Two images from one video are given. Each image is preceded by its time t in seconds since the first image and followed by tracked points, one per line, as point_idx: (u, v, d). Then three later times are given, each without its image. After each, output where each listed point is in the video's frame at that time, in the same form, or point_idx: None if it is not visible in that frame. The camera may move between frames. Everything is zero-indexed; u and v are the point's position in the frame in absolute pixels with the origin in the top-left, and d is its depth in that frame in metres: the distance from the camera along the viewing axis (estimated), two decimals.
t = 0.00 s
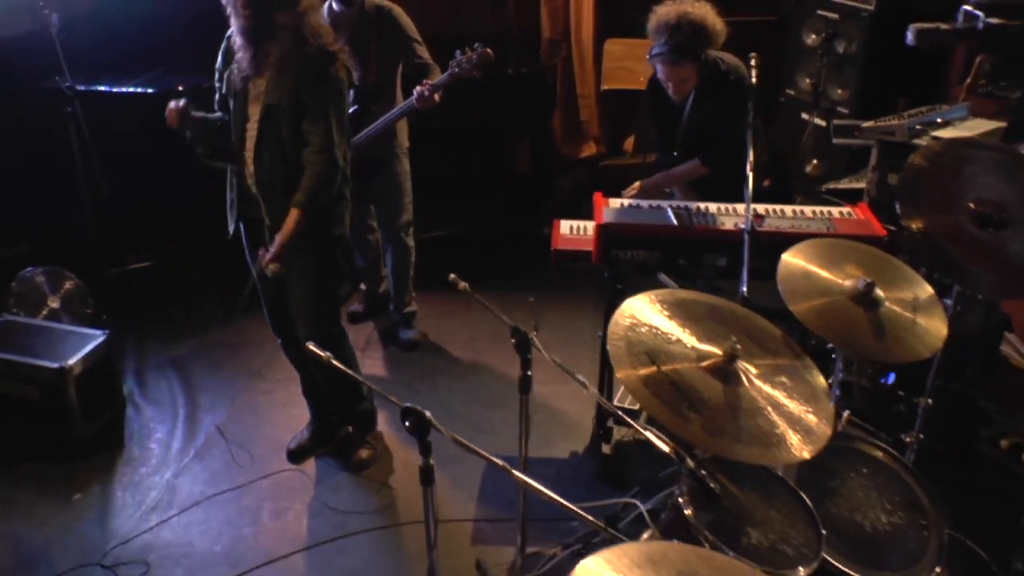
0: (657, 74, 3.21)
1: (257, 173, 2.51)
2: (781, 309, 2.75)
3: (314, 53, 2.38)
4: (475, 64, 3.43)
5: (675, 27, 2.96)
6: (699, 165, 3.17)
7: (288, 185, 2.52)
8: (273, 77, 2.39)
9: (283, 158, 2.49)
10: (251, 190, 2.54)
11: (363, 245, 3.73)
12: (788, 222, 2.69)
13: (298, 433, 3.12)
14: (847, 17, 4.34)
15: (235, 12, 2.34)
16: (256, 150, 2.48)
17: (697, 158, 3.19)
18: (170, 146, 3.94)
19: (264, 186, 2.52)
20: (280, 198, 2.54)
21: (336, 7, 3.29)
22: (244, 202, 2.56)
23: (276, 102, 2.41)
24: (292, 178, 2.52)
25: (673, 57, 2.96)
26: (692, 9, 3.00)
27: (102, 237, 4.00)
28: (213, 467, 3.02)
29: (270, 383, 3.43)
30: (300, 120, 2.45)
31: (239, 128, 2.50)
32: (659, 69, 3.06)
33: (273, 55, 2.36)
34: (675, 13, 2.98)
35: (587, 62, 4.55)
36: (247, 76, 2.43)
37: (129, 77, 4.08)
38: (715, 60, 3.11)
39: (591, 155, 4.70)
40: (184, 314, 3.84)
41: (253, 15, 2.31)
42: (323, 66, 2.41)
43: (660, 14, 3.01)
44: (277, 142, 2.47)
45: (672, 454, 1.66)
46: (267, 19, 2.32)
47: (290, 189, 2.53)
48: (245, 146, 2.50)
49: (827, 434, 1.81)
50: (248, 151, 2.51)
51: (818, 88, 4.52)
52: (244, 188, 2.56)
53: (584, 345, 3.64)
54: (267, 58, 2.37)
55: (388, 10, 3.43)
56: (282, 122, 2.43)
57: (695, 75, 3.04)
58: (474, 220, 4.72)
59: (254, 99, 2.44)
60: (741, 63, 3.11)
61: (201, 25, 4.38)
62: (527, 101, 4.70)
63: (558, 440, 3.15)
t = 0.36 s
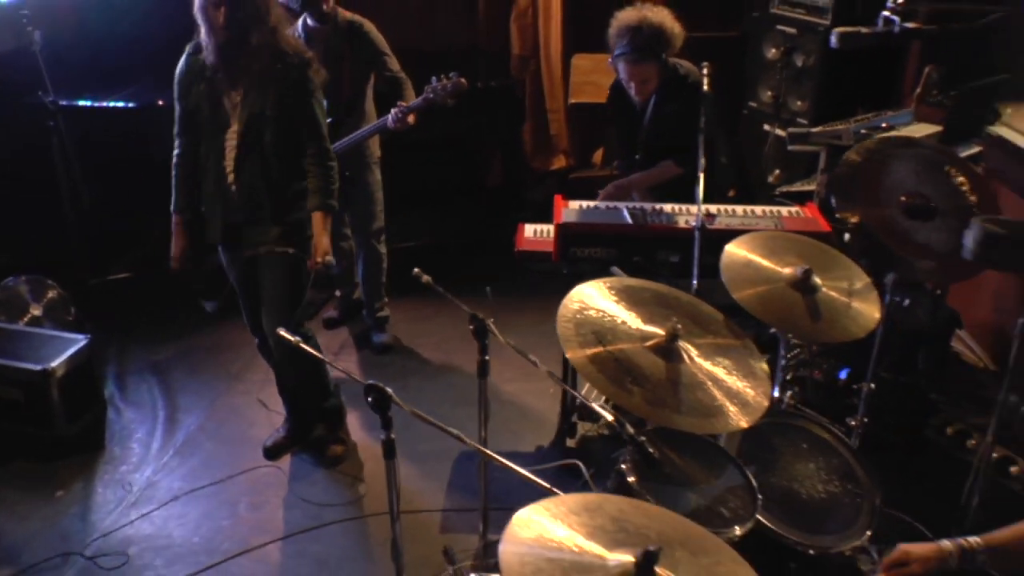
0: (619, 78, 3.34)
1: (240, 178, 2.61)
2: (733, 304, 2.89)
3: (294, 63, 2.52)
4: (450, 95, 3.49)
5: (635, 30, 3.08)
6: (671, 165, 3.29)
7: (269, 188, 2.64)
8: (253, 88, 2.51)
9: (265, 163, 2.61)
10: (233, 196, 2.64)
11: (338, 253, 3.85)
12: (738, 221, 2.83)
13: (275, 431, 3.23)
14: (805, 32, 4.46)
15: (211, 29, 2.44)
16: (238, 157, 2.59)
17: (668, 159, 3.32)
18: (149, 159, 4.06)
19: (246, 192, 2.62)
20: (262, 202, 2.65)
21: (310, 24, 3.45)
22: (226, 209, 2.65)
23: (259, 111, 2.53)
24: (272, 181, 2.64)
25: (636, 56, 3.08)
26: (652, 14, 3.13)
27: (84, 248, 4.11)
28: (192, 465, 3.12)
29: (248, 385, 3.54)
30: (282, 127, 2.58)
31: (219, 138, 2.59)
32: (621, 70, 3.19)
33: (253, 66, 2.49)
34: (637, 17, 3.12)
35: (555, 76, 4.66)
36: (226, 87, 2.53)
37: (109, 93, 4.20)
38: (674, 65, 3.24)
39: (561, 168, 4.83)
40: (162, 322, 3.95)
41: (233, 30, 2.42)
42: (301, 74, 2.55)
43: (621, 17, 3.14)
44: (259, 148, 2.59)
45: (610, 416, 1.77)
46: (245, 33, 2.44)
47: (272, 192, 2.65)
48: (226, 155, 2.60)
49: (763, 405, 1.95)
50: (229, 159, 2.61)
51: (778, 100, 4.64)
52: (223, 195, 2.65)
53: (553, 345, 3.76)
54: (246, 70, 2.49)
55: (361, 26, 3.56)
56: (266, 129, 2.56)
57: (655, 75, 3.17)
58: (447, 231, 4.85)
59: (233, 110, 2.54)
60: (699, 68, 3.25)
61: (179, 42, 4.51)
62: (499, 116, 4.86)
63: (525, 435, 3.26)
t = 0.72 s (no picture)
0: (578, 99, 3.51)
1: (214, 195, 2.74)
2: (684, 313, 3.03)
3: (256, 81, 2.67)
4: (415, 118, 3.62)
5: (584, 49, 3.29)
6: (629, 182, 3.43)
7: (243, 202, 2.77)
8: (220, 108, 2.65)
9: (238, 177, 2.74)
10: (208, 212, 2.75)
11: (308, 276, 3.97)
12: (688, 233, 2.98)
13: (247, 444, 3.33)
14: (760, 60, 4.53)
15: (173, 56, 2.58)
16: (211, 176, 2.72)
17: (627, 176, 3.45)
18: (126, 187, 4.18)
19: (222, 208, 2.75)
20: (238, 216, 2.78)
21: (284, 50, 3.64)
22: (204, 227, 2.77)
23: (229, 129, 2.66)
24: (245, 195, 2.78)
25: (592, 70, 3.25)
26: (603, 36, 3.34)
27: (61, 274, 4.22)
28: (166, 478, 3.21)
29: (221, 402, 3.65)
30: (252, 142, 2.72)
31: (189, 160, 2.72)
32: (578, 88, 3.34)
33: (217, 87, 2.64)
34: (589, 38, 3.32)
35: (519, 106, 4.86)
36: (192, 112, 2.67)
37: (85, 121, 4.33)
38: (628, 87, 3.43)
39: (528, 195, 5.03)
40: (137, 343, 4.05)
41: (196, 55, 2.58)
42: (264, 90, 2.70)
43: (573, 40, 3.33)
44: (230, 164, 2.72)
45: (557, 407, 1.91)
46: (206, 56, 2.60)
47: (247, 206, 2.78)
48: (199, 176, 2.73)
49: (702, 394, 2.08)
50: (201, 179, 2.73)
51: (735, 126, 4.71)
52: (197, 215, 2.77)
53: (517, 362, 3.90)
54: (211, 92, 2.64)
55: (332, 55, 3.70)
56: (236, 145, 2.69)
57: (612, 91, 3.33)
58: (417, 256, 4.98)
59: (202, 131, 2.68)
60: (652, 88, 3.42)
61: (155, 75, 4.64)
62: (464, 138, 5.06)
63: (489, 445, 3.39)
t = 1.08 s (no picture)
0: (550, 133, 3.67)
1: (193, 222, 2.87)
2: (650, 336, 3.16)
3: (232, 110, 2.84)
4: (396, 154, 3.76)
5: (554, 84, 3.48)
6: (599, 212, 3.59)
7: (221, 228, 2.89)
8: (197, 137, 2.80)
9: (215, 204, 2.87)
10: (187, 239, 2.88)
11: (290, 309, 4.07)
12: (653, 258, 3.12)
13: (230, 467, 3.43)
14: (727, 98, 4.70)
15: (154, 90, 2.76)
16: (190, 203, 2.86)
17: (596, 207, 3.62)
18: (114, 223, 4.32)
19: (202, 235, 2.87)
20: (216, 241, 2.89)
21: (269, 91, 3.76)
22: (184, 254, 2.90)
23: (206, 157, 2.81)
24: (223, 223, 2.90)
25: (560, 103, 3.43)
26: (571, 72, 3.54)
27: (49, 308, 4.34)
28: (149, 500, 3.30)
29: (204, 429, 3.75)
30: (229, 169, 2.86)
31: (170, 189, 2.86)
32: (549, 120, 3.53)
33: (195, 119, 2.81)
34: (557, 74, 3.52)
35: (497, 144, 5.02)
36: (171, 143, 2.83)
37: (74, 160, 4.47)
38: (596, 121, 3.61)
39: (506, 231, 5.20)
40: (123, 374, 4.15)
41: (174, 88, 2.76)
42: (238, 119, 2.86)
43: (543, 76, 3.53)
44: (208, 192, 2.85)
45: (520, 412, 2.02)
46: (184, 88, 2.77)
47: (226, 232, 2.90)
48: (178, 205, 2.86)
49: (660, 400, 2.19)
50: (181, 209, 2.86)
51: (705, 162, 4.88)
52: (177, 243, 2.90)
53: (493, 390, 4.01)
54: (189, 123, 2.81)
55: (316, 94, 3.84)
56: (213, 172, 2.83)
57: (580, 123, 3.52)
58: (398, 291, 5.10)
59: (180, 160, 2.83)
60: (618, 121, 3.61)
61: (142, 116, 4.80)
62: (442, 175, 5.15)
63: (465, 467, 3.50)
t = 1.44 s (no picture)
0: (539, 166, 3.82)
1: (187, 250, 3.00)
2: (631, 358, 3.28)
3: (229, 142, 2.98)
4: (390, 185, 3.90)
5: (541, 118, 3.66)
6: (586, 242, 3.75)
7: (215, 256, 3.01)
8: (194, 168, 2.95)
9: (209, 233, 2.99)
10: (182, 266, 3.01)
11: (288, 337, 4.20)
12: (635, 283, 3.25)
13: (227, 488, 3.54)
14: (713, 135, 4.87)
15: (156, 121, 2.94)
16: (186, 231, 2.99)
17: (584, 237, 3.79)
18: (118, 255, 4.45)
19: (195, 262, 3.00)
20: (209, 269, 3.01)
21: (271, 125, 3.97)
22: (179, 280, 3.02)
23: (202, 186, 2.95)
24: (218, 251, 3.01)
25: (548, 136, 3.59)
26: (559, 108, 3.72)
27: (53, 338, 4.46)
28: (147, 520, 3.40)
29: (202, 452, 3.86)
30: (224, 199, 2.99)
31: (169, 217, 3.01)
32: (537, 153, 3.67)
33: (193, 150, 2.97)
34: (545, 109, 3.70)
35: (492, 184, 5.18)
36: (170, 173, 2.99)
37: (81, 195, 4.63)
38: (582, 154, 3.77)
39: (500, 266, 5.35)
40: (124, 402, 4.27)
41: (174, 120, 2.92)
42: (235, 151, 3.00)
43: (532, 111, 3.71)
44: (203, 221, 2.98)
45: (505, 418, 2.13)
46: (184, 120, 2.94)
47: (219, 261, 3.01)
48: (174, 233, 3.00)
49: (637, 409, 2.31)
50: (178, 237, 3.00)
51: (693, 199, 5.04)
52: (174, 270, 3.03)
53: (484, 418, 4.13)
54: (188, 153, 2.97)
55: (316, 130, 3.99)
56: (208, 202, 2.96)
57: (566, 156, 3.66)
58: (393, 323, 5.23)
59: (178, 190, 2.99)
60: (603, 155, 3.76)
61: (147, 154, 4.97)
62: (437, 207, 5.31)
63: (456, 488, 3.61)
